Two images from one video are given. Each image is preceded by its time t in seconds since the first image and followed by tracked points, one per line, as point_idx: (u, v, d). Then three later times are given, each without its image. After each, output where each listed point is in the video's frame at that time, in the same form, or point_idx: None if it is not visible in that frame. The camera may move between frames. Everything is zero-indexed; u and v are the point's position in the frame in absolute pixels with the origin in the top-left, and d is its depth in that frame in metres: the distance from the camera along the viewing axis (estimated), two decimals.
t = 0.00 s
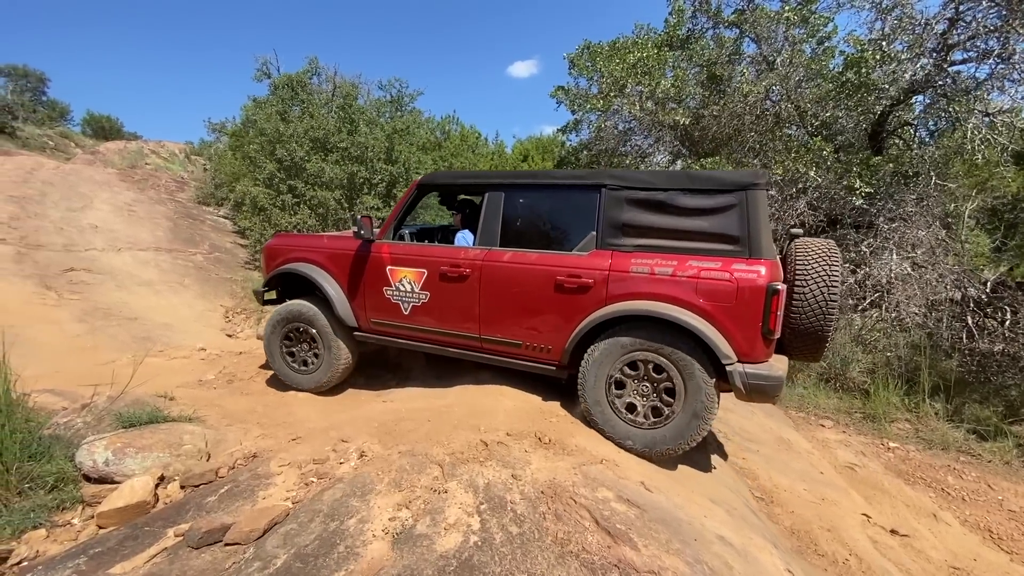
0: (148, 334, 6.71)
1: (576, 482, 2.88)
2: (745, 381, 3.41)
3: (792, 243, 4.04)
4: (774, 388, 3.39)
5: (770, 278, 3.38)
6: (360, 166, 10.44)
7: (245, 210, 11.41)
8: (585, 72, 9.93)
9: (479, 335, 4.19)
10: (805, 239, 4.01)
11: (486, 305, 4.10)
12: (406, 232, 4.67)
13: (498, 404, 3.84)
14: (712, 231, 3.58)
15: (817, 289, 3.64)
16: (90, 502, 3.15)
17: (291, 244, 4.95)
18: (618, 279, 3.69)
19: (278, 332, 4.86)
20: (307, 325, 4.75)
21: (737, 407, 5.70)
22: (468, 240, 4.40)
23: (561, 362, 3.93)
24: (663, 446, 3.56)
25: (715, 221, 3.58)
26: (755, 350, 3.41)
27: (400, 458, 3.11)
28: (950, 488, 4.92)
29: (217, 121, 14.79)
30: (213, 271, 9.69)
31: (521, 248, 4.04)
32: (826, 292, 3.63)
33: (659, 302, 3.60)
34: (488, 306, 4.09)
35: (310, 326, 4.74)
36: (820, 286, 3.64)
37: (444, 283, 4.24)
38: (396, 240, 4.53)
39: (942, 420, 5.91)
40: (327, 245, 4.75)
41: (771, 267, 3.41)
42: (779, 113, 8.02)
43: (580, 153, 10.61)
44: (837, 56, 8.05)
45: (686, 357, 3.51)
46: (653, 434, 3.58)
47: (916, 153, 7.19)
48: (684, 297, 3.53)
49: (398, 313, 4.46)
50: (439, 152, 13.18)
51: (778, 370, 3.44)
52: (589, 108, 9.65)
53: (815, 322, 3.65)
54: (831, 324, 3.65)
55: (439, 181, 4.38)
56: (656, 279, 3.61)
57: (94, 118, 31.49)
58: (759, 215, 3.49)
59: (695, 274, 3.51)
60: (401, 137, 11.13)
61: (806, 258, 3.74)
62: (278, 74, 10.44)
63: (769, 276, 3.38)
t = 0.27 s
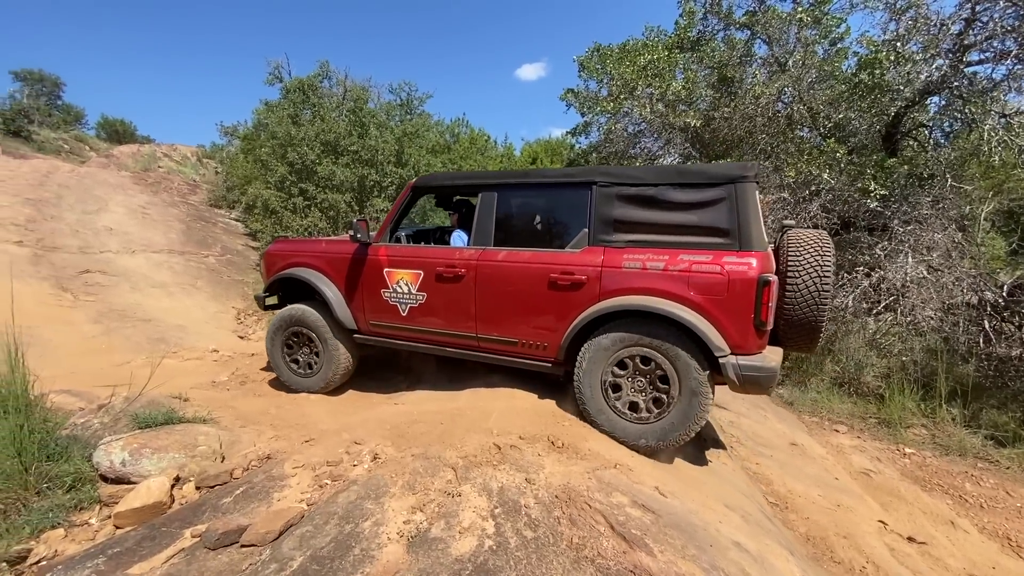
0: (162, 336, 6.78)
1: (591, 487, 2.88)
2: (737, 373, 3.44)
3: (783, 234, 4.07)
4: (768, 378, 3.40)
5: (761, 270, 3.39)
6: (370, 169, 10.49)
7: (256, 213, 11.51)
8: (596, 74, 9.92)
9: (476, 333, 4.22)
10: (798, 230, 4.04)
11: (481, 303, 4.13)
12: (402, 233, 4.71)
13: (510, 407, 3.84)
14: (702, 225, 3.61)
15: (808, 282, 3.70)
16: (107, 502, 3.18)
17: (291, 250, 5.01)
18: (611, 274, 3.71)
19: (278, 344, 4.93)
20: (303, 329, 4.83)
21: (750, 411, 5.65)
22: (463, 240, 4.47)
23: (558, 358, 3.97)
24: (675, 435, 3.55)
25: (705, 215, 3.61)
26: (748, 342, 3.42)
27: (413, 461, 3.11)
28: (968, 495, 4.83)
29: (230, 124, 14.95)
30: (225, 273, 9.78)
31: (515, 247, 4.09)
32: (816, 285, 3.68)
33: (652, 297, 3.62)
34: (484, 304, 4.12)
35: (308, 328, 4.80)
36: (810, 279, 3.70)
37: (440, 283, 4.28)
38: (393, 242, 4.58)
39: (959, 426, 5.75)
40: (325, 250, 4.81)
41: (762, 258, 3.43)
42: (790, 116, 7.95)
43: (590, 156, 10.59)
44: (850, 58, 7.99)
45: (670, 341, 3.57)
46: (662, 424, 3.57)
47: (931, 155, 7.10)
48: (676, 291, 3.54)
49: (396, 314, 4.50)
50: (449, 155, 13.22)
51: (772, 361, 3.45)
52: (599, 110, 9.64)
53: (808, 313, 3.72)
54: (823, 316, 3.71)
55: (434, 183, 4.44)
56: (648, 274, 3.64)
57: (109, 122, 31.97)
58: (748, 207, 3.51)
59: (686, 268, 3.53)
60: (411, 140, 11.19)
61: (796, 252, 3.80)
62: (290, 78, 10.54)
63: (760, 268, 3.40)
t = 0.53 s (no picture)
0: (176, 336, 6.86)
1: (602, 489, 2.87)
2: (731, 366, 3.41)
3: (776, 228, 4.19)
4: (762, 371, 3.36)
5: (752, 264, 3.40)
6: (380, 171, 10.56)
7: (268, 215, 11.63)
8: (605, 76, 9.90)
9: (473, 333, 4.24)
10: (790, 223, 4.21)
11: (478, 303, 4.15)
12: (400, 235, 4.76)
13: (520, 409, 3.84)
14: (693, 221, 3.63)
15: (802, 275, 3.85)
16: (123, 500, 3.22)
17: (291, 254, 5.06)
18: (604, 272, 3.73)
19: (280, 352, 4.97)
20: (300, 329, 4.88)
21: (761, 415, 5.59)
22: (459, 241, 4.48)
23: (554, 356, 3.97)
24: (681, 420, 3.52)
25: (695, 211, 3.63)
26: (741, 336, 3.43)
27: (424, 462, 3.12)
28: (986, 501, 4.74)
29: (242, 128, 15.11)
30: (237, 275, 9.89)
31: (510, 247, 4.12)
32: (810, 277, 3.84)
33: (645, 293, 3.63)
34: (480, 303, 4.14)
35: (306, 327, 4.85)
36: (804, 271, 3.85)
37: (436, 284, 4.31)
38: (391, 244, 4.62)
39: (976, 430, 5.66)
40: (324, 254, 4.85)
41: (753, 253, 3.44)
42: (802, 117, 7.88)
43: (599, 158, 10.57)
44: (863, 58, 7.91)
45: (654, 330, 3.59)
46: (666, 412, 3.55)
47: (948, 157, 6.93)
48: (669, 287, 3.56)
49: (395, 315, 4.53)
50: (459, 157, 13.25)
51: (765, 355, 3.43)
52: (609, 112, 9.62)
53: (802, 306, 3.86)
54: (816, 307, 3.85)
55: (428, 184, 4.47)
56: (640, 270, 3.65)
57: (124, 125, 32.50)
58: (738, 202, 3.53)
59: (678, 263, 3.55)
60: (421, 142, 11.25)
61: (790, 244, 3.94)
62: (302, 81, 10.64)
63: (752, 262, 3.41)
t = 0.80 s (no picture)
0: (189, 337, 6.95)
1: (612, 492, 2.86)
2: (724, 358, 3.46)
3: (769, 223, 4.20)
4: (755, 362, 3.40)
5: (743, 256, 3.44)
6: (391, 173, 10.62)
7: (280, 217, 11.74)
8: (615, 78, 9.87)
9: (472, 330, 4.29)
10: (784, 217, 4.23)
11: (476, 299, 4.20)
12: (400, 236, 4.84)
13: (530, 411, 3.85)
14: (685, 215, 3.69)
15: (794, 268, 3.85)
16: (137, 498, 3.27)
17: (294, 256, 5.11)
18: (599, 267, 3.78)
19: (283, 361, 5.02)
20: (297, 332, 4.96)
21: (774, 419, 5.53)
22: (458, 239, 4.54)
23: (551, 351, 4.01)
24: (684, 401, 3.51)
25: (686, 205, 3.69)
26: (734, 327, 3.45)
27: (434, 463, 3.13)
28: (1006, 508, 4.63)
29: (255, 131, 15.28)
30: (250, 276, 9.99)
31: (507, 244, 4.18)
32: (803, 269, 3.84)
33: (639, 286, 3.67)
34: (479, 300, 4.19)
35: (302, 326, 4.93)
36: (797, 263, 3.86)
37: (435, 282, 4.37)
38: (391, 244, 4.71)
39: (995, 436, 5.56)
40: (326, 255, 4.90)
41: (744, 244, 3.49)
42: (816, 118, 7.77)
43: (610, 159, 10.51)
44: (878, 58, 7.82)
45: (637, 322, 3.65)
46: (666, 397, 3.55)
47: (969, 157, 6.72)
48: (662, 279, 3.60)
49: (395, 313, 4.58)
50: (469, 159, 13.28)
51: (758, 346, 3.47)
52: (619, 113, 9.59)
53: (795, 299, 3.87)
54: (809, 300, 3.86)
55: (427, 184, 4.57)
56: (635, 264, 3.70)
57: (140, 129, 33.05)
58: (728, 195, 3.59)
59: (670, 257, 3.59)
60: (431, 144, 11.29)
61: (784, 237, 3.95)
62: (313, 85, 10.75)
63: (743, 253, 3.45)
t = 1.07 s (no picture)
0: (202, 337, 7.04)
1: (622, 496, 2.84)
2: (713, 352, 3.47)
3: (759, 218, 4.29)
4: (743, 354, 3.40)
5: (730, 250, 3.49)
6: (401, 175, 10.68)
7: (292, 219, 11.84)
8: (625, 78, 9.82)
9: (467, 327, 4.33)
10: (772, 214, 4.30)
11: (470, 298, 4.26)
12: (397, 237, 4.89)
13: (539, 413, 3.84)
14: (673, 211, 3.74)
15: (783, 262, 3.91)
16: (151, 497, 3.31)
17: (293, 259, 5.19)
18: (589, 263, 3.83)
19: (289, 369, 5.06)
20: (294, 335, 5.03)
21: (786, 422, 5.46)
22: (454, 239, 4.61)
23: (543, 347, 4.05)
24: (679, 375, 3.53)
25: (674, 201, 3.75)
26: (721, 319, 3.49)
27: (442, 465, 3.13)
28: None
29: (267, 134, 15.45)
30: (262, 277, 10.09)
31: (500, 243, 4.24)
32: (792, 263, 3.89)
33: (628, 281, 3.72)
34: (473, 298, 4.25)
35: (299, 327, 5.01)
36: (786, 257, 3.91)
37: (430, 281, 4.43)
38: (388, 245, 4.78)
39: (1015, 442, 5.43)
40: (325, 257, 4.99)
41: (731, 238, 3.54)
42: (830, 117, 7.66)
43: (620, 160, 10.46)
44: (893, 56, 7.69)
45: (613, 317, 3.72)
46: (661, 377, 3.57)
47: (988, 155, 6.43)
48: (650, 274, 3.66)
49: (392, 314, 4.65)
50: (479, 161, 13.31)
51: (747, 339, 3.49)
52: (629, 114, 9.54)
53: (784, 292, 3.91)
54: (799, 294, 3.90)
55: (423, 186, 4.64)
56: (624, 260, 3.75)
57: (156, 133, 33.60)
58: (715, 190, 3.65)
59: (659, 252, 3.65)
60: (441, 146, 11.34)
61: (771, 233, 4.02)
62: (325, 88, 10.87)
63: (730, 247, 3.50)
